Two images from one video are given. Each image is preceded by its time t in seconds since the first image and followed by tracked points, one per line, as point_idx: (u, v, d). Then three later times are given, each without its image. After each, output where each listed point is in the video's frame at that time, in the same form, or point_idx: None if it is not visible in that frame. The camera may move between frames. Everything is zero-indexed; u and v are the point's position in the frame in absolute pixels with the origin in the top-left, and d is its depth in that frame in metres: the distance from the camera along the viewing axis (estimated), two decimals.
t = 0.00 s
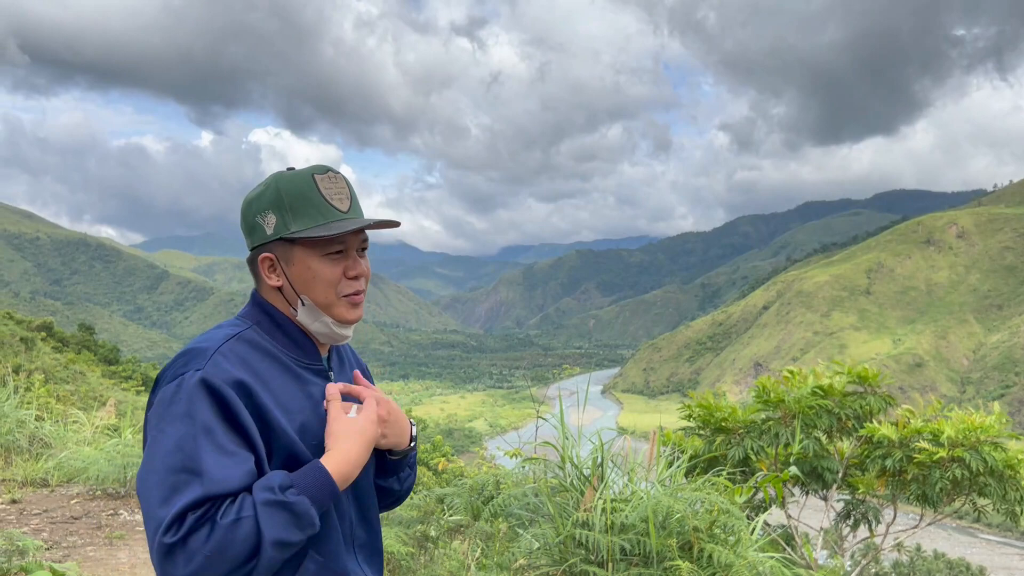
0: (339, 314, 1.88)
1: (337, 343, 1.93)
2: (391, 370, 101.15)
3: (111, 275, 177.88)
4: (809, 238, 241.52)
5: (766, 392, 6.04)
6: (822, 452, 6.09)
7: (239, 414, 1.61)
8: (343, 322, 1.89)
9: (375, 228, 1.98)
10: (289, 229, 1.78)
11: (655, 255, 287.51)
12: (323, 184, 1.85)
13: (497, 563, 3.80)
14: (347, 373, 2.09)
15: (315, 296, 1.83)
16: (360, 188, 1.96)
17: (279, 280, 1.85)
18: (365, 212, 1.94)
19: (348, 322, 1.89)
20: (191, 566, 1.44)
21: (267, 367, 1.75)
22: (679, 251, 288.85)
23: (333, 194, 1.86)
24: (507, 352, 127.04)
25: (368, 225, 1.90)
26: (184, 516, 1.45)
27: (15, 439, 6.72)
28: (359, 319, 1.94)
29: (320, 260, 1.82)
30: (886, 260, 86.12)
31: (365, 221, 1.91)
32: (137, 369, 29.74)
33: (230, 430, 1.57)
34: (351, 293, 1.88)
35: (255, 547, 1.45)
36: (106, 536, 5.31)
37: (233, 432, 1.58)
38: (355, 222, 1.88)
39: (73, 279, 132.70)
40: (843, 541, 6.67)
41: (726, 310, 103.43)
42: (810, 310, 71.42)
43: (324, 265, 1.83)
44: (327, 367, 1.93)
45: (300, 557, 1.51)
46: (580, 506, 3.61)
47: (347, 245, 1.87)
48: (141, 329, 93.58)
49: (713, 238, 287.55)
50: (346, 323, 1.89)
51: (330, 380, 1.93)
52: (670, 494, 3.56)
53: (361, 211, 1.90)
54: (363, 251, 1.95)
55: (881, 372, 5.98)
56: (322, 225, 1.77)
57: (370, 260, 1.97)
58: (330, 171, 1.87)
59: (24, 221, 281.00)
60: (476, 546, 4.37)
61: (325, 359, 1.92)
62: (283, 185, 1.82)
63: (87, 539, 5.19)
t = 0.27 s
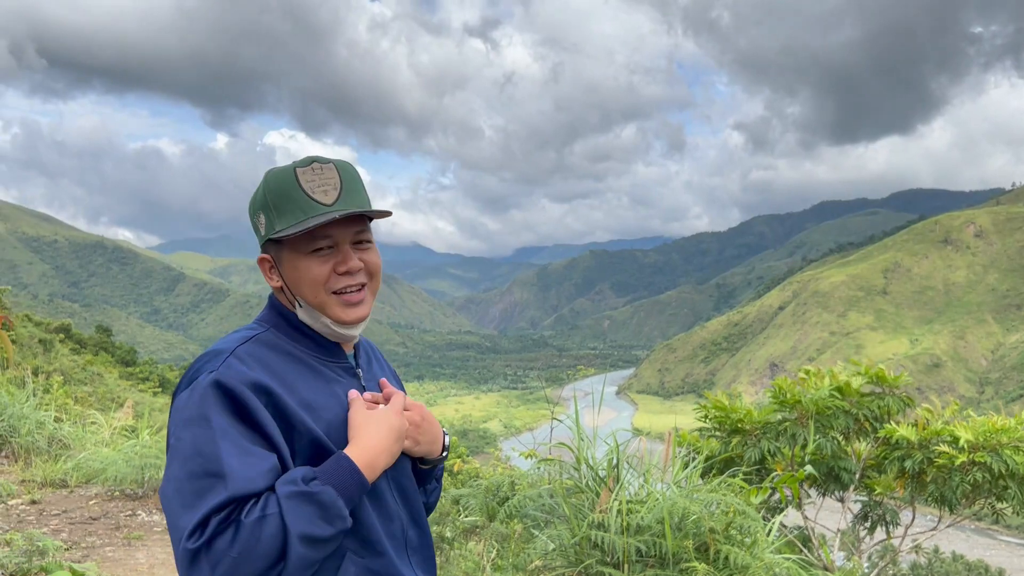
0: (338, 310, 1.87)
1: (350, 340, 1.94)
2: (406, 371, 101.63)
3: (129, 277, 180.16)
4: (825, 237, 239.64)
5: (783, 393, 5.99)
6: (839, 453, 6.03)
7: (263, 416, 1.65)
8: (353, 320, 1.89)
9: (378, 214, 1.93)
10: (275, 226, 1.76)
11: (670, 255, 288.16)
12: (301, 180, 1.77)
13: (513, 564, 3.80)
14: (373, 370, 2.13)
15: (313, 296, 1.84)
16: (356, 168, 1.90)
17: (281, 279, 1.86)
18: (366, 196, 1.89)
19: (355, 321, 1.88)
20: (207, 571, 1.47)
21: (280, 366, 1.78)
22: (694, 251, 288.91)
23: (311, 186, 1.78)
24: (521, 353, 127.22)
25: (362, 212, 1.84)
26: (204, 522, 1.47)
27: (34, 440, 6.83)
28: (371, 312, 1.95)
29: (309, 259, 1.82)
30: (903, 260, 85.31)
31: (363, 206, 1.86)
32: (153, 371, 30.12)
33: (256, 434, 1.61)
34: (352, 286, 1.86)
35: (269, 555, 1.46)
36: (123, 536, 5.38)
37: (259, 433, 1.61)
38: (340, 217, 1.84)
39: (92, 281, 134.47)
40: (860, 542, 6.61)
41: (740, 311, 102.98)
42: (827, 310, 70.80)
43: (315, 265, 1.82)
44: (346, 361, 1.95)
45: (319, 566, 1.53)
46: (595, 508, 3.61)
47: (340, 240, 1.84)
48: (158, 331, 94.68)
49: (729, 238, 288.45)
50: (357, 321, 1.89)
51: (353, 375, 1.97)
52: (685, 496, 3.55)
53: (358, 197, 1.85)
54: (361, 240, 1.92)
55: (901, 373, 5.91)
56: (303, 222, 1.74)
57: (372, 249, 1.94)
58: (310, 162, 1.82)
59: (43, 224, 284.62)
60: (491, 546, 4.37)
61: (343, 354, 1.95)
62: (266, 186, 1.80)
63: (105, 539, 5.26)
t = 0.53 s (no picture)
0: (321, 316, 1.76)
1: (350, 352, 1.80)
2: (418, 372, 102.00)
3: (144, 280, 182.24)
4: (840, 238, 237.97)
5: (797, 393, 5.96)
6: (854, 454, 5.98)
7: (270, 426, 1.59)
8: (347, 327, 1.77)
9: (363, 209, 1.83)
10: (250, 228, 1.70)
11: (683, 256, 288.56)
12: (272, 181, 1.72)
13: (527, 564, 3.80)
14: (394, 373, 2.02)
15: (297, 301, 1.75)
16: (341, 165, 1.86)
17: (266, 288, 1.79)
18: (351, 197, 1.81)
19: (341, 326, 1.76)
20: None
21: (279, 377, 1.69)
22: (707, 252, 288.88)
23: (282, 186, 1.71)
24: (533, 354, 127.40)
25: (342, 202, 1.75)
26: (180, 546, 1.43)
27: (51, 441, 6.92)
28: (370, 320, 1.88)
29: (288, 265, 1.75)
30: (918, 260, 84.58)
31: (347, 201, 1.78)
32: (168, 372, 30.49)
33: (245, 450, 1.53)
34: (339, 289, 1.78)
35: None
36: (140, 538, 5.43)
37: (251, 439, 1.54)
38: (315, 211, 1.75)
39: (108, 283, 136.09)
40: (876, 544, 6.54)
41: (754, 311, 102.57)
42: (841, 311, 70.27)
43: (293, 269, 1.75)
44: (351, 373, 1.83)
45: None
46: (609, 508, 3.61)
47: (320, 243, 1.77)
48: (173, 332, 95.70)
49: (742, 238, 288.65)
50: (350, 329, 1.77)
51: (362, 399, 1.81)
52: (698, 497, 3.55)
53: (334, 192, 1.76)
54: (346, 240, 1.84)
55: (917, 374, 5.85)
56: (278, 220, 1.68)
57: (360, 247, 1.84)
58: (281, 162, 1.76)
59: (60, 227, 288.29)
60: (505, 547, 4.37)
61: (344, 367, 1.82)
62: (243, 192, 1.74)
63: (121, 540, 5.31)
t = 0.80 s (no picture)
0: (327, 348, 1.78)
1: (354, 386, 1.82)
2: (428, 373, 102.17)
3: (156, 283, 183.75)
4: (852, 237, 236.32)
5: (807, 394, 5.96)
6: (866, 455, 5.94)
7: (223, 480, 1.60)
8: (351, 368, 1.78)
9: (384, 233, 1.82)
10: (260, 254, 1.72)
11: (694, 257, 288.78)
12: (285, 199, 1.70)
13: (538, 565, 3.80)
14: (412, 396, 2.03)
15: (299, 334, 1.77)
16: (361, 176, 1.82)
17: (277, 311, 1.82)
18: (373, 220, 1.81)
19: (346, 366, 1.78)
20: None
21: (267, 419, 1.71)
22: (717, 253, 288.84)
23: (294, 203, 1.69)
24: (543, 355, 127.32)
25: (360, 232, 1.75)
26: None
27: (64, 442, 7.01)
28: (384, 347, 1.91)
29: (296, 292, 1.77)
30: (930, 260, 83.90)
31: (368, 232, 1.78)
32: (181, 374, 30.75)
33: (209, 504, 1.57)
34: (345, 323, 1.81)
35: None
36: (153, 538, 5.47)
37: (215, 492, 1.57)
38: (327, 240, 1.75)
39: (121, 285, 137.23)
40: (890, 546, 6.47)
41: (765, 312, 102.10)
42: (853, 311, 69.76)
43: (300, 297, 1.77)
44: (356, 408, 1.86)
45: None
46: (620, 510, 3.62)
47: (333, 271, 1.79)
48: (184, 334, 96.36)
49: (753, 238, 288.73)
50: (357, 367, 1.79)
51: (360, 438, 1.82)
52: (710, 498, 3.54)
53: (349, 217, 1.74)
54: (362, 269, 1.84)
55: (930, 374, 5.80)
56: (285, 247, 1.68)
57: (376, 277, 1.85)
58: (295, 173, 1.73)
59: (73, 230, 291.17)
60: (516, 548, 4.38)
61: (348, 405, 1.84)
62: (253, 209, 1.75)
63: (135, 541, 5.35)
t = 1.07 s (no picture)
0: (318, 400, 1.93)
1: (344, 440, 2.01)
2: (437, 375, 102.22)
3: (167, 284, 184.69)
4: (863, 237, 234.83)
5: (819, 395, 5.90)
6: (878, 457, 5.89)
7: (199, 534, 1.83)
8: (343, 425, 1.97)
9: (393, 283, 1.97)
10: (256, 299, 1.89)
11: (704, 258, 289.08)
12: (288, 230, 1.86)
13: (548, 565, 3.79)
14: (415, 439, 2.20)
15: (289, 382, 1.91)
16: (375, 211, 1.96)
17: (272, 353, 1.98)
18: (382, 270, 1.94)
19: (338, 423, 1.95)
20: None
21: (250, 463, 1.90)
22: (727, 253, 288.86)
23: (297, 242, 1.86)
24: (552, 356, 127.24)
25: (373, 288, 1.89)
26: None
27: (76, 443, 7.10)
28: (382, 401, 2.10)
29: (290, 340, 1.90)
30: (941, 260, 83.26)
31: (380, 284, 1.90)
32: (191, 375, 30.89)
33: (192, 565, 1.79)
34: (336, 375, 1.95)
35: None
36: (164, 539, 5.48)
37: (196, 548, 1.80)
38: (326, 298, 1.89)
39: (131, 287, 138.26)
40: (902, 547, 6.41)
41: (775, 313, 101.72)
42: (863, 312, 69.35)
43: (293, 345, 1.91)
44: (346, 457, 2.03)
45: None
46: (630, 510, 3.61)
47: (331, 323, 1.92)
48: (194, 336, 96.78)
49: (763, 239, 288.94)
50: (345, 425, 1.97)
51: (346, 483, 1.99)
52: (721, 499, 3.53)
53: (351, 269, 1.88)
54: (363, 323, 1.97)
55: (941, 374, 5.77)
56: (289, 297, 1.84)
57: (379, 332, 1.99)
58: (304, 206, 1.88)
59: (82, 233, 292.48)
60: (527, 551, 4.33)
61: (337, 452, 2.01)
62: (256, 240, 1.92)
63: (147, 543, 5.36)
